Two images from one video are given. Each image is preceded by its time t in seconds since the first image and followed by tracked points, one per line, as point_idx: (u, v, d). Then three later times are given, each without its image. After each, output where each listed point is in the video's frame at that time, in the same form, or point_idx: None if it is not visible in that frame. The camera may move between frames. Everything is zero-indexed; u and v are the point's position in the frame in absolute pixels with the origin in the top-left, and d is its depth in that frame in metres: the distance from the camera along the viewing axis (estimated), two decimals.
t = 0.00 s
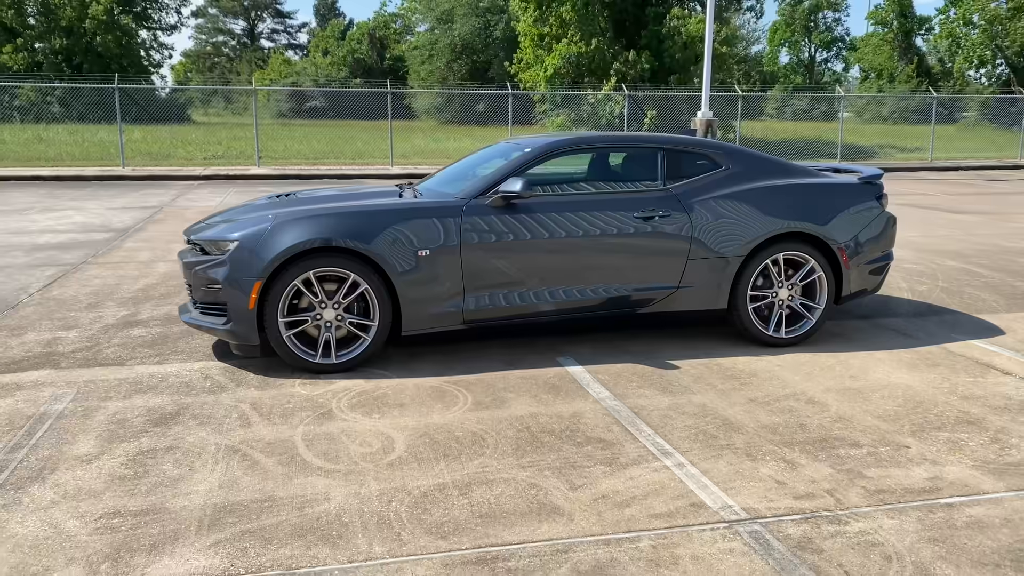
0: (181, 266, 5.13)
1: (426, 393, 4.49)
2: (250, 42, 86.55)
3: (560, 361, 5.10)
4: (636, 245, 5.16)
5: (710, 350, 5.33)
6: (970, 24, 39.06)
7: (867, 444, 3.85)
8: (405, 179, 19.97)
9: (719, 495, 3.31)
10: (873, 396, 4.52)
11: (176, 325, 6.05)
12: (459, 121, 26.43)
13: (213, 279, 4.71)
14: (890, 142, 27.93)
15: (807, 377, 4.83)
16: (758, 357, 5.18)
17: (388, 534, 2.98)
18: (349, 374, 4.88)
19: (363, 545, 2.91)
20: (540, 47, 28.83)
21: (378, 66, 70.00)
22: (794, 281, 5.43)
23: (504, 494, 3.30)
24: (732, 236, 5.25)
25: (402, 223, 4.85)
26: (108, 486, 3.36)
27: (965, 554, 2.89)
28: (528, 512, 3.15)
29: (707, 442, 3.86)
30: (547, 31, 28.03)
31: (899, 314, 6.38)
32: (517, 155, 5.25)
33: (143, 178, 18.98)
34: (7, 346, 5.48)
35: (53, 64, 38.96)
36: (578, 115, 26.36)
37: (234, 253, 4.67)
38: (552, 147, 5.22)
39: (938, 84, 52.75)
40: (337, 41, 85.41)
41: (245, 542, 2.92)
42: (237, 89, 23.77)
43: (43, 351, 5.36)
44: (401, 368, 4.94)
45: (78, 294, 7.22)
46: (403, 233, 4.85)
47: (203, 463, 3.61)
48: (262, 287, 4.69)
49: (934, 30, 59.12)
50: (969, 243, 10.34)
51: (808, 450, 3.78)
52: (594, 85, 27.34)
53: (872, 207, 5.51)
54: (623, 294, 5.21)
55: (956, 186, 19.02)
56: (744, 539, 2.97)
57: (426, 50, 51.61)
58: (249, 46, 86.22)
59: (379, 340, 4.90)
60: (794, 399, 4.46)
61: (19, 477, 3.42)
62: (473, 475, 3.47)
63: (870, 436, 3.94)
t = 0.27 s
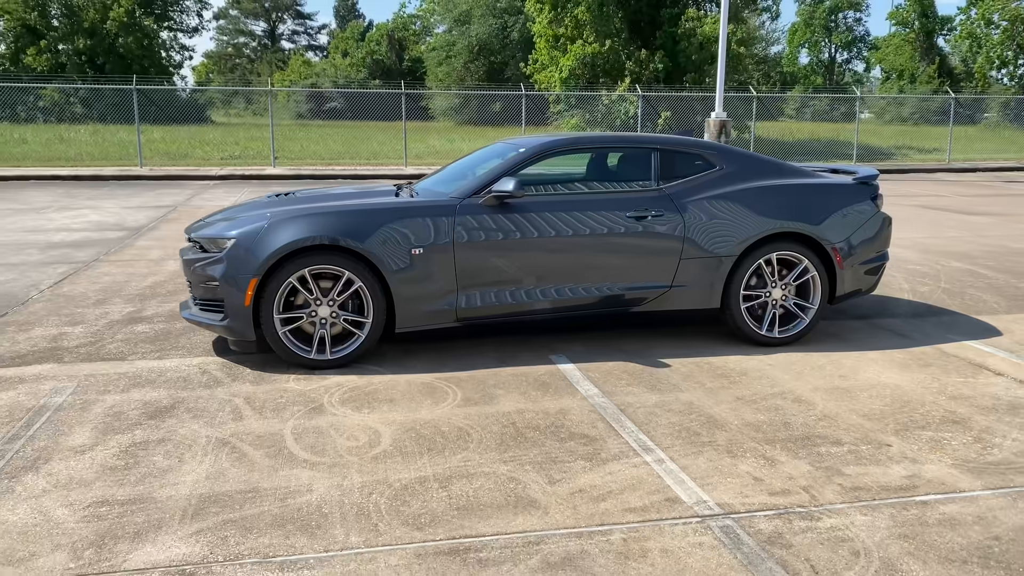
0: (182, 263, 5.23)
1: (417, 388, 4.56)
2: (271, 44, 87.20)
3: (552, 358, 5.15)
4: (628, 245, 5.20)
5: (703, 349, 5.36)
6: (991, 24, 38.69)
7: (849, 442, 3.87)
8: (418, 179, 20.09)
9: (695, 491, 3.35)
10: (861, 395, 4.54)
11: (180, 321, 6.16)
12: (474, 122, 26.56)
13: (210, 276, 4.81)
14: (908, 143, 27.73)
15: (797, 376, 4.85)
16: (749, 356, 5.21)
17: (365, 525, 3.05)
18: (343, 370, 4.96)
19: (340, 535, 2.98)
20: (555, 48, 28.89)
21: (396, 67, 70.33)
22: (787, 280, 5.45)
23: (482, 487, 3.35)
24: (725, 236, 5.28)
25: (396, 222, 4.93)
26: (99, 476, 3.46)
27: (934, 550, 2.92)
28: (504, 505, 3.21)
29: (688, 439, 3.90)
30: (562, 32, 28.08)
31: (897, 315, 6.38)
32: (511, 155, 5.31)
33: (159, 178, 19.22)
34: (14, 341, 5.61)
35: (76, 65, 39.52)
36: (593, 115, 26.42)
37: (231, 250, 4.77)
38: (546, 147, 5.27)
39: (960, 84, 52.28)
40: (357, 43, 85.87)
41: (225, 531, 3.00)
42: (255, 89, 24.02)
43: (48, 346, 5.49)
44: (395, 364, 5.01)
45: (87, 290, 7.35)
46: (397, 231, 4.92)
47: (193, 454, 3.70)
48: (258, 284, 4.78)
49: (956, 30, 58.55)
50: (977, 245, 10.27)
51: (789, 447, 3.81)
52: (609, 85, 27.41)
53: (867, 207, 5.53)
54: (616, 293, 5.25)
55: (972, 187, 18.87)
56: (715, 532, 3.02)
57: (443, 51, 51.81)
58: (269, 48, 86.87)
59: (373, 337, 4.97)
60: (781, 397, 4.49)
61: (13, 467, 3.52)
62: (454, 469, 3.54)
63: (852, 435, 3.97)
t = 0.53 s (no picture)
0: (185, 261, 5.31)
1: (413, 386, 4.61)
2: (291, 45, 87.70)
3: (549, 357, 5.18)
4: (624, 244, 5.23)
5: (700, 349, 5.38)
6: (1014, 24, 38.25)
7: (837, 442, 3.88)
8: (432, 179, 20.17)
9: (678, 488, 3.38)
10: (855, 395, 4.54)
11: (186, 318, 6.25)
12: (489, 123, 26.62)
13: (211, 274, 4.89)
14: (927, 144, 27.48)
15: (792, 376, 4.86)
16: (746, 357, 5.22)
17: (350, 518, 3.10)
18: (342, 367, 5.02)
19: (325, 527, 3.03)
20: (571, 49, 28.90)
21: (415, 68, 70.65)
22: (786, 281, 5.46)
23: (468, 482, 3.40)
24: (723, 236, 5.29)
25: (393, 221, 4.98)
26: (94, 468, 3.53)
27: (912, 549, 2.92)
28: (488, 500, 3.25)
29: (677, 437, 3.92)
30: (578, 33, 28.08)
31: (899, 316, 6.36)
32: (509, 155, 5.36)
33: (177, 178, 19.44)
34: (23, 337, 5.73)
35: (98, 66, 40.02)
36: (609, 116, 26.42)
37: (232, 248, 4.84)
38: (544, 147, 5.30)
39: (983, 85, 51.69)
40: (376, 44, 86.23)
41: (213, 522, 3.07)
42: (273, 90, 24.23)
43: (56, 342, 5.59)
44: (393, 362, 5.07)
45: (98, 288, 7.48)
46: (395, 230, 4.97)
47: (188, 448, 3.77)
48: (258, 281, 4.85)
49: (980, 30, 57.89)
50: (989, 246, 10.19)
51: (777, 446, 3.83)
52: (625, 86, 27.40)
53: (866, 208, 5.52)
54: (613, 293, 5.29)
55: (990, 188, 18.68)
56: (694, 529, 3.04)
57: (461, 52, 51.95)
58: (289, 49, 87.42)
59: (371, 334, 5.03)
60: (774, 397, 4.50)
61: (12, 459, 3.61)
62: (442, 464, 3.59)
63: (842, 434, 3.97)
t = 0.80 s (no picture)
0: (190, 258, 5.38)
1: (409, 382, 4.64)
2: (315, 47, 88.28)
3: (548, 355, 5.20)
4: (623, 243, 5.24)
5: (699, 349, 5.37)
6: None
7: (829, 441, 3.87)
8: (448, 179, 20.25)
9: (664, 485, 3.39)
10: (851, 396, 4.52)
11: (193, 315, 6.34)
12: (508, 123, 26.66)
13: (213, 271, 4.96)
14: (951, 145, 27.15)
15: (790, 376, 4.84)
16: (746, 357, 5.21)
17: (334, 510, 3.14)
18: (341, 364, 5.07)
19: (310, 519, 3.07)
20: (591, 50, 28.87)
21: (437, 69, 70.90)
22: (787, 281, 5.44)
23: (454, 477, 3.43)
24: (722, 235, 5.28)
25: (393, 219, 5.03)
26: (90, 460, 3.60)
27: (894, 549, 2.91)
28: (473, 494, 3.28)
29: (667, 436, 3.93)
30: (598, 33, 28.04)
31: (905, 318, 6.31)
32: (509, 155, 5.38)
33: (197, 178, 19.65)
34: (33, 332, 5.84)
35: (124, 67, 40.55)
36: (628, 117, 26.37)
37: (233, 246, 4.91)
38: (544, 147, 5.33)
39: (1011, 85, 50.94)
40: (398, 45, 86.61)
41: (200, 513, 3.12)
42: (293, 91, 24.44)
43: (64, 338, 5.69)
44: (392, 359, 5.11)
45: (110, 285, 7.59)
46: (394, 229, 5.02)
47: (183, 441, 3.83)
48: (258, 278, 4.91)
49: (1009, 30, 57.04)
50: (1005, 249, 10.06)
51: (768, 445, 3.82)
52: (645, 87, 27.32)
53: (869, 208, 5.49)
54: (612, 292, 5.30)
55: (1013, 191, 18.44)
56: (675, 525, 3.05)
57: (482, 54, 52.06)
58: (313, 50, 88.00)
59: (371, 331, 5.08)
60: (769, 397, 4.49)
61: (11, 450, 3.69)
62: (430, 459, 3.62)
63: (835, 434, 3.95)
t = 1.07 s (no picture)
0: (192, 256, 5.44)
1: (403, 380, 4.66)
2: (339, 49, 88.87)
3: (545, 354, 5.20)
4: (621, 242, 5.23)
5: (697, 349, 5.35)
6: None
7: (819, 442, 3.83)
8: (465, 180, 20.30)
9: (646, 483, 3.38)
10: (847, 396, 4.48)
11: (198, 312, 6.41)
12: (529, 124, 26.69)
13: (213, 268, 5.01)
14: (976, 147, 26.78)
15: (787, 376, 4.80)
16: (744, 357, 5.17)
17: (315, 505, 3.16)
18: (338, 361, 5.10)
19: (290, 513, 3.10)
20: (610, 50, 28.83)
21: (459, 71, 71.12)
22: (787, 281, 5.40)
23: (438, 474, 3.44)
24: (721, 235, 5.25)
25: (392, 217, 5.05)
26: (81, 452, 3.65)
27: (872, 549, 2.89)
28: (454, 491, 3.29)
29: (656, 435, 3.91)
30: (617, 34, 27.99)
31: (911, 319, 6.24)
32: (508, 154, 5.40)
33: (217, 178, 19.86)
34: (40, 328, 5.93)
35: (149, 69, 41.04)
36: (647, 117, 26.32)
37: (233, 243, 4.95)
38: (542, 146, 5.34)
39: None
40: (421, 46, 87.04)
41: (183, 506, 3.15)
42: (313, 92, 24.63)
43: (70, 333, 5.78)
44: (389, 356, 5.14)
45: (120, 282, 7.69)
46: (391, 226, 5.04)
47: (174, 435, 3.87)
48: (257, 275, 4.95)
49: None
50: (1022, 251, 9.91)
51: (757, 444, 3.80)
52: (664, 88, 27.27)
53: (871, 208, 5.43)
54: (610, 291, 5.29)
55: None
56: (654, 523, 3.04)
57: (503, 55, 52.16)
58: (337, 52, 88.60)
59: (369, 328, 5.10)
60: (763, 397, 4.45)
61: (6, 442, 3.75)
62: (416, 455, 3.63)
63: (826, 435, 3.91)
